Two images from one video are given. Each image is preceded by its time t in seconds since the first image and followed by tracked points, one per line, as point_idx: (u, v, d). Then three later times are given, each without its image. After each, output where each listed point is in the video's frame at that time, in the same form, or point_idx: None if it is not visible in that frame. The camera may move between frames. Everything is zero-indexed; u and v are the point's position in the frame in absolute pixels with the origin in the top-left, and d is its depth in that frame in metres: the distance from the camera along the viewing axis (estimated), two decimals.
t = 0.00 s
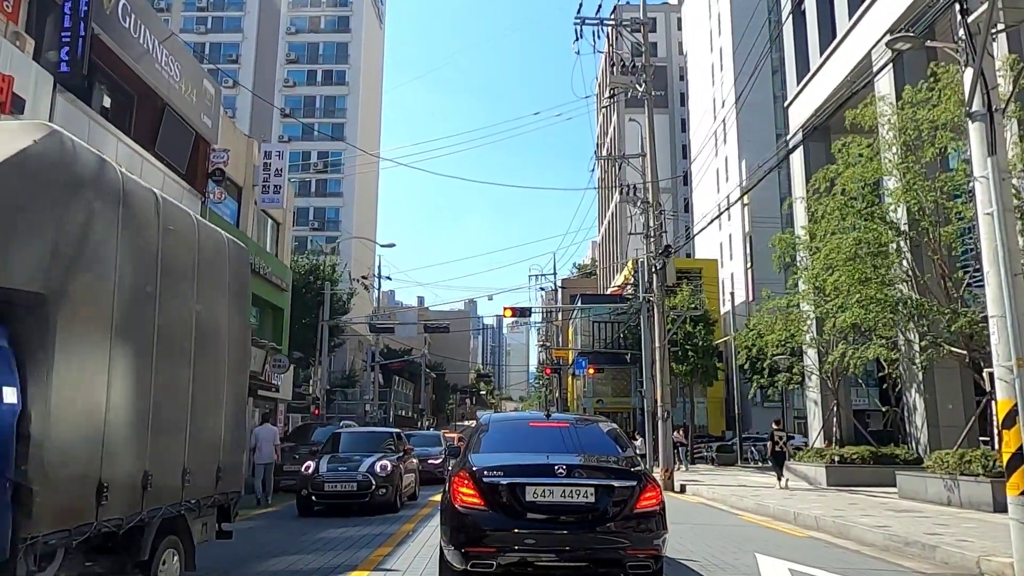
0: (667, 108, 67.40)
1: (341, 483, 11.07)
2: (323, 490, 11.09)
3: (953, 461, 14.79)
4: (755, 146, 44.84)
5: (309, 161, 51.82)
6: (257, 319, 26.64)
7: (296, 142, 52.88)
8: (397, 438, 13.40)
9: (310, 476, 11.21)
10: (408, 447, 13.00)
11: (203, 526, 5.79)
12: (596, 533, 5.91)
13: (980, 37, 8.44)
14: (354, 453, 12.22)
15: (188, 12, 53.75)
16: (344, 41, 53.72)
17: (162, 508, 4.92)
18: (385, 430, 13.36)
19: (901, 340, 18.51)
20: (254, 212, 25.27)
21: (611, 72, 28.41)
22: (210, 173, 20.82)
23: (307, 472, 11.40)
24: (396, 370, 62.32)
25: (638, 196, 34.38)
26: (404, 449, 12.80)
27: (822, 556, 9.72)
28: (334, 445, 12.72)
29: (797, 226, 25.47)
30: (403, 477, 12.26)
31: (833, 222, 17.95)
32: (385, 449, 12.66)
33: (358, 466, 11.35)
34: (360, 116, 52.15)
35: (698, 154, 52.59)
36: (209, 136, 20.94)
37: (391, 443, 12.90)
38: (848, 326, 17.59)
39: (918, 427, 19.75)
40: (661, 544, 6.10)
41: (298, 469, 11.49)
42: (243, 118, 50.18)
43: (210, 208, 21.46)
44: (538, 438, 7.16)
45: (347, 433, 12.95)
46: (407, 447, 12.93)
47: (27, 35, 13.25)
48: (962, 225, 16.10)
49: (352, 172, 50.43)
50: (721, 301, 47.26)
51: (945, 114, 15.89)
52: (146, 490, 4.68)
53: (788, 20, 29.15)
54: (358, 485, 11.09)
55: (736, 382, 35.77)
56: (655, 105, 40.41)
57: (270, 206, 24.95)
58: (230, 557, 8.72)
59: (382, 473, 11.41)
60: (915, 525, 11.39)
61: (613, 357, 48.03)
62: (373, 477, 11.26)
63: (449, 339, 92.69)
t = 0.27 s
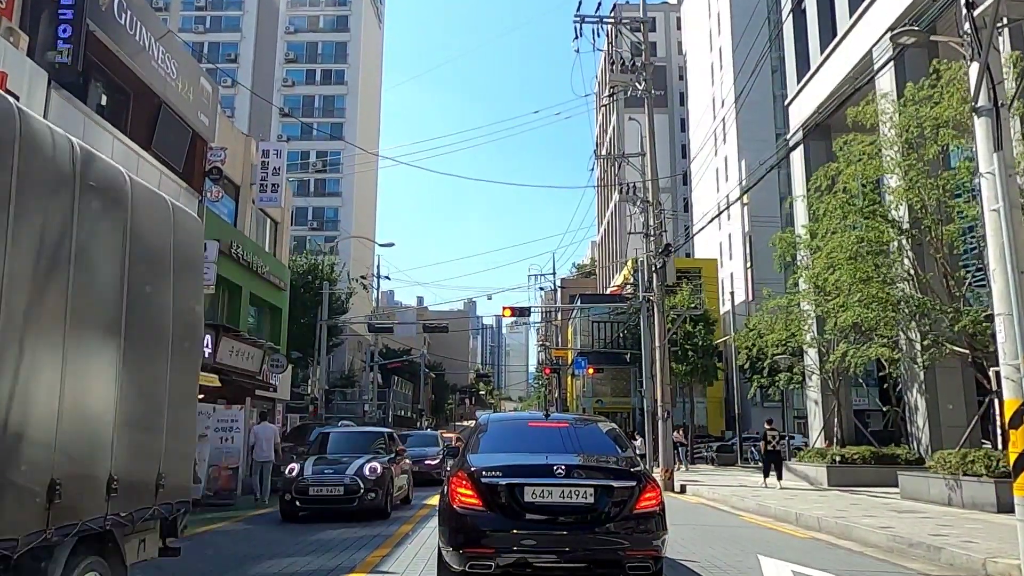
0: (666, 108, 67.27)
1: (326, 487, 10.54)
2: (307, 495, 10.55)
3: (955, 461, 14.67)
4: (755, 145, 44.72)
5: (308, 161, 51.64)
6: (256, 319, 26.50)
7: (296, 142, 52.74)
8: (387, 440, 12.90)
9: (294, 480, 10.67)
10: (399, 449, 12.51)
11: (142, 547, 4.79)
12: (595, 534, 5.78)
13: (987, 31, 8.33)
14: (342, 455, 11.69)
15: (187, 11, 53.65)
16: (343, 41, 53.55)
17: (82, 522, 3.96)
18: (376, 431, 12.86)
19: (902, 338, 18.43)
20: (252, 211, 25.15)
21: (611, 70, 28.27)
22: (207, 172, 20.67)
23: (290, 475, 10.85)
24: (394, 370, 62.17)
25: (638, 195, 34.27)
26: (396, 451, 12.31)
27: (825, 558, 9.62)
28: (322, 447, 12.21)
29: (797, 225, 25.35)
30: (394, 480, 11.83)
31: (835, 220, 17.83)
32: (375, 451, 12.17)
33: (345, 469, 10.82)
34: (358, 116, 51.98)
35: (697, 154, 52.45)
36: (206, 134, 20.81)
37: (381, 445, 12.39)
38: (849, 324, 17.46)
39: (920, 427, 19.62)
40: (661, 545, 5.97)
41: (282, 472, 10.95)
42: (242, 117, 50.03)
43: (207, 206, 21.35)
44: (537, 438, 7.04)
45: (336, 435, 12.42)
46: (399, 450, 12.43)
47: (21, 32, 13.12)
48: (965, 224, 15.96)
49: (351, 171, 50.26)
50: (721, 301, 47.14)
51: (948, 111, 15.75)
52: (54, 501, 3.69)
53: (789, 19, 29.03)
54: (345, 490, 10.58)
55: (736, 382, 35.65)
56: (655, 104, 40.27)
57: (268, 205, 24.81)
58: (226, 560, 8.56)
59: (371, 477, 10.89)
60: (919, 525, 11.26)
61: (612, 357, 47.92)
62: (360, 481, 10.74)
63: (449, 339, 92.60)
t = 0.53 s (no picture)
0: (665, 107, 67.18)
1: (311, 490, 9.98)
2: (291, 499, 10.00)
3: (957, 461, 14.55)
4: (755, 144, 44.60)
5: (307, 160, 51.48)
6: (253, 318, 26.38)
7: (294, 141, 52.59)
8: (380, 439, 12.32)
9: (278, 482, 10.11)
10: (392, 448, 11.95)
11: (68, 570, 3.54)
12: (594, 534, 5.67)
13: (992, 25, 8.21)
14: (330, 456, 11.14)
15: (185, 10, 53.53)
16: (342, 40, 53.38)
17: None
18: (368, 430, 12.29)
19: (903, 337, 18.35)
20: (250, 209, 25.03)
21: (610, 68, 28.15)
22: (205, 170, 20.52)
23: (274, 477, 10.29)
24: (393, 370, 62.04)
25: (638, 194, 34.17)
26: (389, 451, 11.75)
27: (828, 559, 9.50)
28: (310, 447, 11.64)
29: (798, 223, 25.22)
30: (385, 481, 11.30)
31: (836, 219, 17.75)
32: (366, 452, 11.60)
33: (332, 471, 10.25)
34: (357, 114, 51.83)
35: (697, 153, 52.35)
36: (203, 132, 20.72)
37: (372, 445, 11.82)
38: (850, 323, 17.34)
39: (921, 427, 19.51)
40: (661, 545, 5.85)
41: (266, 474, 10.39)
42: (241, 117, 49.89)
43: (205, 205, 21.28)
44: (535, 438, 6.94)
45: (326, 434, 11.85)
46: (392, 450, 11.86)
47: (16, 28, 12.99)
48: (967, 222, 15.86)
49: (350, 170, 50.11)
50: (720, 300, 47.03)
51: (950, 109, 15.64)
52: None
53: (789, 17, 28.92)
54: (331, 494, 9.99)
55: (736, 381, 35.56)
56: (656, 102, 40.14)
57: (267, 204, 24.72)
58: (221, 559, 8.44)
59: (360, 479, 10.32)
60: (922, 526, 11.15)
61: (612, 356, 47.83)
62: (348, 483, 10.18)
63: (448, 338, 92.53)
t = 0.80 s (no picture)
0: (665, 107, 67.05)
1: (293, 496, 9.33)
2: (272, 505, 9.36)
3: (960, 461, 14.43)
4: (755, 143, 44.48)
5: (306, 160, 51.30)
6: (251, 318, 26.24)
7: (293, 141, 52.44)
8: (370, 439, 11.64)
9: (258, 487, 9.46)
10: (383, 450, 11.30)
11: None
12: (594, 535, 5.54)
13: (999, 19, 8.10)
14: (316, 458, 10.48)
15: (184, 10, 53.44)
16: (340, 40, 53.19)
17: None
18: (358, 429, 11.63)
19: (904, 337, 18.24)
20: (247, 208, 24.88)
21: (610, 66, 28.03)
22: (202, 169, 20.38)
23: (255, 481, 9.64)
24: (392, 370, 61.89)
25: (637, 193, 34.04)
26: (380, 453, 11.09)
27: (832, 561, 9.38)
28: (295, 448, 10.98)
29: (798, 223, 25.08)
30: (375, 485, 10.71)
31: (837, 218, 17.64)
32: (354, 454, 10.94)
33: (316, 475, 9.60)
34: (356, 114, 51.65)
35: (696, 153, 52.22)
36: (200, 130, 20.57)
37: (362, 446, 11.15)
38: (851, 323, 17.22)
39: (922, 427, 19.39)
40: (660, 546, 5.73)
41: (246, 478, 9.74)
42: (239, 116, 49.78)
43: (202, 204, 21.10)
44: (534, 438, 6.81)
45: (313, 435, 11.18)
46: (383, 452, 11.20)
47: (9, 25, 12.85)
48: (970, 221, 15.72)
49: (349, 170, 49.94)
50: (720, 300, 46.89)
51: (953, 106, 15.51)
52: None
53: (789, 16, 28.79)
54: (314, 499, 9.38)
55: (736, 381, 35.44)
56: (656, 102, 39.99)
57: (264, 203, 24.49)
58: (215, 561, 8.30)
59: (346, 484, 9.66)
60: (926, 527, 11.02)
61: (611, 356, 47.72)
62: (333, 488, 9.53)
63: (447, 339, 92.43)
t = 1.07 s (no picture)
0: (664, 106, 66.83)
1: (269, 501, 8.19)
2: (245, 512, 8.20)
3: (964, 461, 14.27)
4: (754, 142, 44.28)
5: (304, 159, 51.09)
6: (248, 317, 26.08)
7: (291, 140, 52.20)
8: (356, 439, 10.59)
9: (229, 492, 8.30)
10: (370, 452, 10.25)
11: None
12: (593, 536, 5.37)
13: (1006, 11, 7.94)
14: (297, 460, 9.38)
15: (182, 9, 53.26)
16: (339, 39, 52.90)
17: None
18: (343, 428, 10.58)
19: (907, 336, 18.06)
20: (244, 206, 24.68)
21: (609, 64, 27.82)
22: (198, 166, 20.20)
23: (226, 486, 8.48)
24: (391, 370, 61.74)
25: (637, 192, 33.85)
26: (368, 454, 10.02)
27: (837, 563, 9.21)
28: (273, 449, 9.87)
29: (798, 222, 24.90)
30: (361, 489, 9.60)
31: (840, 216, 17.48)
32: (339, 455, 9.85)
33: (295, 478, 8.48)
34: (354, 113, 51.43)
35: (696, 152, 52.07)
36: (197, 128, 20.39)
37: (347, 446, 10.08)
38: (853, 322, 17.06)
39: (925, 426, 19.21)
40: (661, 547, 5.59)
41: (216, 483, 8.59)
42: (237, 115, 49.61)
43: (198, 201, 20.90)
44: (533, 438, 6.64)
45: (294, 435, 10.10)
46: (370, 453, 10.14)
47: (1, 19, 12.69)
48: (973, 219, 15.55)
49: (347, 169, 49.73)
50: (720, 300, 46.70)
51: (956, 103, 15.32)
52: None
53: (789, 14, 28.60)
54: (291, 504, 8.21)
55: (736, 381, 35.27)
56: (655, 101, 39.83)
57: (261, 201, 24.25)
58: (209, 561, 8.14)
59: (329, 488, 8.54)
60: (931, 528, 10.86)
61: (610, 356, 47.55)
62: (314, 493, 8.41)
63: (446, 338, 92.21)
